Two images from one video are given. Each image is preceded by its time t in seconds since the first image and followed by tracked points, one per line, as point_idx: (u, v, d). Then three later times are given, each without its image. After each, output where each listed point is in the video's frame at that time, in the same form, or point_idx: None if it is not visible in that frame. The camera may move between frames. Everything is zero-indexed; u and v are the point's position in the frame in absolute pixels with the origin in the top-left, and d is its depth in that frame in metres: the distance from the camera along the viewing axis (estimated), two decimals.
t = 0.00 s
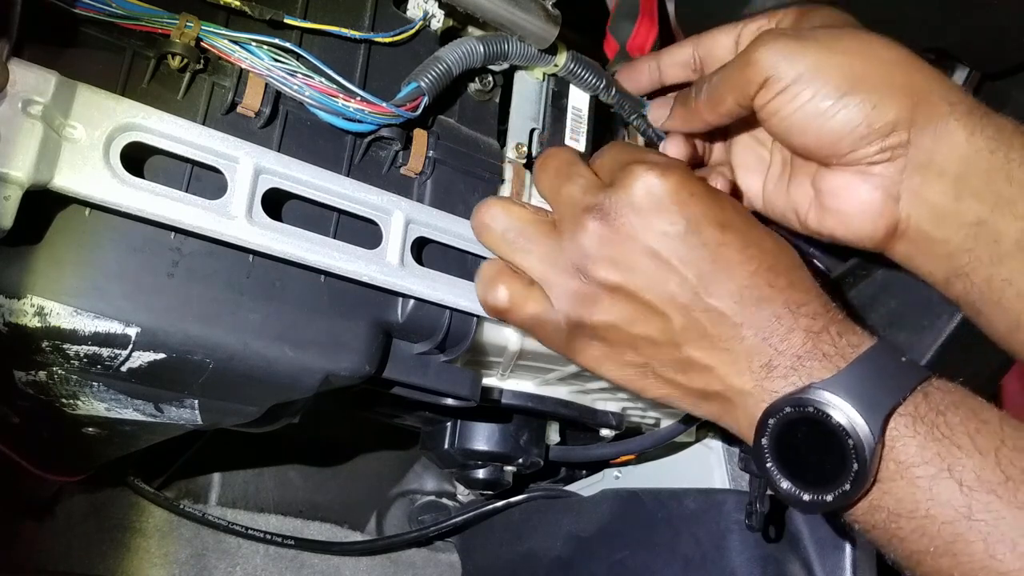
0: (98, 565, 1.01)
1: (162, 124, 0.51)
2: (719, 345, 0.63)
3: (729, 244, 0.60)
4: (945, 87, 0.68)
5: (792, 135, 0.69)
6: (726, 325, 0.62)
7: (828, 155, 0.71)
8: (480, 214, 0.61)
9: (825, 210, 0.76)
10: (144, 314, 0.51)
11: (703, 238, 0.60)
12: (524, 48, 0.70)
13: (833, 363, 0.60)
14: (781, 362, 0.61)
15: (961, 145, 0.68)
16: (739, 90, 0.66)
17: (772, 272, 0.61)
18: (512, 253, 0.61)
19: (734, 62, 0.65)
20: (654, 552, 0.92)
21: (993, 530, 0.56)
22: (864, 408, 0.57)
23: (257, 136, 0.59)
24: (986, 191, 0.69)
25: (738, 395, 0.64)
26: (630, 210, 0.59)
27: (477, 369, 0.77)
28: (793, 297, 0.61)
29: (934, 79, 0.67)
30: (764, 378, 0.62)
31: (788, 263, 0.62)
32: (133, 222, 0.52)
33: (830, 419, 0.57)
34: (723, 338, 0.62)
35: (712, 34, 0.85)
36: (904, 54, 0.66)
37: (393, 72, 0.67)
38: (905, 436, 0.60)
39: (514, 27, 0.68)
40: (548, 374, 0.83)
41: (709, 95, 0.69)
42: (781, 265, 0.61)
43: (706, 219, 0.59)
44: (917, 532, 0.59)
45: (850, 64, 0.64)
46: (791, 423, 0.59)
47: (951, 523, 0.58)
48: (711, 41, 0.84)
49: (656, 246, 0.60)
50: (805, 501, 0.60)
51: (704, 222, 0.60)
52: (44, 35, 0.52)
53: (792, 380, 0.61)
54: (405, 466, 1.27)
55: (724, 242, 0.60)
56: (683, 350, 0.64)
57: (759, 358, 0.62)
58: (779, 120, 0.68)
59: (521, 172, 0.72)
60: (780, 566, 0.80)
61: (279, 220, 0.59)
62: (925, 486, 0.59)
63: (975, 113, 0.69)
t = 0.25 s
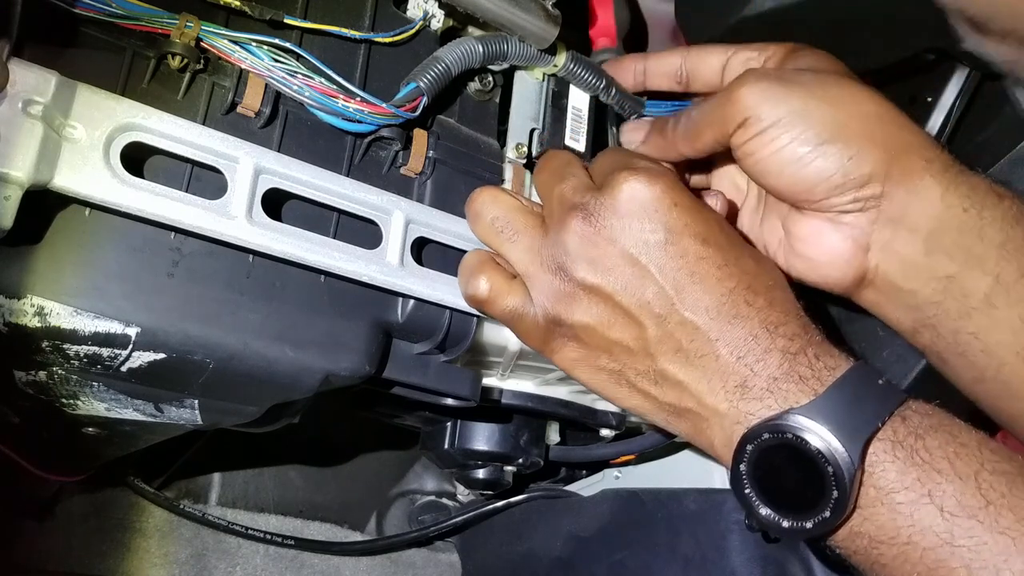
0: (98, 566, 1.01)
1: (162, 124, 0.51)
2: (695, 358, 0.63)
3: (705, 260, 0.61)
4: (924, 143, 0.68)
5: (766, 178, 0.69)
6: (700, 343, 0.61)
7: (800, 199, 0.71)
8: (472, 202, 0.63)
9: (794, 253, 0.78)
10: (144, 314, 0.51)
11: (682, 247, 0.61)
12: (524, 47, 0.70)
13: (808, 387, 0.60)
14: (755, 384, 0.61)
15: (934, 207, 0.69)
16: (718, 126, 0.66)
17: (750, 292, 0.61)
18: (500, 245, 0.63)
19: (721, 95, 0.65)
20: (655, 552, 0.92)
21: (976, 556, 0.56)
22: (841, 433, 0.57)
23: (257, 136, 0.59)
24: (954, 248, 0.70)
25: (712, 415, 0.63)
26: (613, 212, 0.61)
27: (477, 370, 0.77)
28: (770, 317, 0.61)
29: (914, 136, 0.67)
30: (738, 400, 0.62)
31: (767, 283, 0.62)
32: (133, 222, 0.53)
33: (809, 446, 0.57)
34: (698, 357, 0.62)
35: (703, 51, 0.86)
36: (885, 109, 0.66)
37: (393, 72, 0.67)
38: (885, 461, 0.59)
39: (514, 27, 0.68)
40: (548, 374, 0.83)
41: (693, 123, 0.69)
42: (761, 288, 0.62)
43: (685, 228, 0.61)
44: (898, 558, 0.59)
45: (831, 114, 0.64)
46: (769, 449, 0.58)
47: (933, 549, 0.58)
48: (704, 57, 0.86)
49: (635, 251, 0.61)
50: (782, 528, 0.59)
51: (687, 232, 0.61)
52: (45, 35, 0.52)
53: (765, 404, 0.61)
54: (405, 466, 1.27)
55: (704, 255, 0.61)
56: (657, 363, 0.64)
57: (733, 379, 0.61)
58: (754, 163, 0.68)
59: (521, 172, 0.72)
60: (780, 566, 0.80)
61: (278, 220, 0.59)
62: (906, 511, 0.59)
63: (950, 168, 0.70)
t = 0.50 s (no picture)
0: (98, 566, 1.01)
1: (162, 124, 0.51)
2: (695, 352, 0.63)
3: (706, 254, 0.61)
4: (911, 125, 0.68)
5: (758, 165, 0.68)
6: (704, 336, 0.62)
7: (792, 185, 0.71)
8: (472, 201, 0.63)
9: (792, 237, 0.78)
10: (144, 314, 0.51)
11: (681, 241, 0.61)
12: (524, 48, 0.70)
13: (814, 380, 0.60)
14: (760, 377, 0.61)
15: (927, 185, 0.69)
16: (706, 113, 0.65)
17: (752, 285, 0.61)
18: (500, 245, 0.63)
19: (704, 80, 0.64)
20: (655, 552, 0.93)
21: (982, 549, 0.56)
22: (848, 426, 0.57)
23: (257, 136, 0.59)
24: (947, 227, 0.71)
25: (717, 408, 0.64)
26: (613, 211, 0.62)
27: (477, 369, 0.77)
28: (773, 310, 0.61)
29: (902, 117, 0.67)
30: (742, 393, 0.62)
31: (771, 276, 0.63)
32: (133, 222, 0.53)
33: (815, 439, 0.56)
34: (702, 350, 0.63)
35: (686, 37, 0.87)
36: (869, 90, 0.66)
37: (393, 72, 0.67)
38: (890, 453, 0.60)
39: (514, 27, 0.68)
40: (548, 373, 0.83)
41: (676, 116, 0.68)
42: (763, 281, 0.62)
43: (684, 222, 0.61)
44: (903, 551, 0.60)
45: (818, 99, 0.63)
46: (774, 441, 0.58)
47: (937, 542, 0.58)
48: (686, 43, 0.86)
49: (635, 247, 0.62)
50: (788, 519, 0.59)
51: (686, 227, 0.61)
52: (45, 35, 0.52)
53: (769, 396, 0.61)
54: (405, 466, 1.27)
55: (705, 249, 0.61)
56: (662, 355, 0.64)
57: (737, 373, 0.62)
58: (747, 151, 0.67)
59: (521, 172, 0.72)
60: (780, 566, 0.81)
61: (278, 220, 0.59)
62: (911, 504, 0.59)
63: (942, 149, 0.69)
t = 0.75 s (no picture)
0: (98, 566, 1.01)
1: (162, 124, 0.51)
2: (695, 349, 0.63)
3: (700, 246, 0.61)
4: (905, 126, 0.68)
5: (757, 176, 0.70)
6: (700, 330, 0.62)
7: (792, 194, 0.72)
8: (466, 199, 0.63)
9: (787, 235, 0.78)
10: (144, 314, 0.51)
11: (673, 233, 0.61)
12: (524, 48, 0.70)
13: (813, 375, 0.60)
14: (758, 372, 0.61)
15: (921, 186, 0.70)
16: (707, 134, 0.66)
17: (746, 278, 0.62)
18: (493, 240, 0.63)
19: (701, 100, 0.65)
20: (655, 552, 0.93)
21: (988, 552, 0.56)
22: (850, 424, 0.57)
23: (257, 136, 0.59)
24: (942, 229, 0.71)
25: (715, 405, 0.64)
26: (603, 203, 0.62)
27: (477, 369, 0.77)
28: (769, 304, 0.61)
29: (894, 122, 0.67)
30: (741, 389, 0.62)
31: (766, 269, 0.63)
32: (133, 222, 0.53)
33: (816, 438, 0.56)
34: (698, 345, 0.62)
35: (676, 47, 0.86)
36: (863, 95, 0.66)
37: (393, 72, 0.67)
38: (896, 454, 0.60)
39: (514, 27, 0.68)
40: (548, 373, 0.83)
41: (675, 133, 0.68)
42: (757, 274, 0.62)
43: (675, 213, 0.61)
44: (907, 554, 0.59)
45: (809, 108, 0.64)
46: (776, 441, 0.58)
47: (944, 545, 0.58)
48: (671, 52, 0.85)
49: (626, 239, 0.62)
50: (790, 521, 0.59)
51: (679, 219, 0.61)
52: (45, 35, 0.52)
53: (769, 393, 0.61)
54: (405, 466, 1.27)
55: (698, 241, 0.61)
56: (656, 352, 0.64)
57: (734, 368, 0.61)
58: (743, 162, 0.69)
59: (521, 172, 0.72)
60: (780, 566, 0.81)
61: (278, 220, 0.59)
62: (916, 506, 0.59)
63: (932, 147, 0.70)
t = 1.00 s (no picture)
0: (98, 566, 1.01)
1: (162, 124, 0.51)
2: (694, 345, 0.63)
3: (708, 256, 0.61)
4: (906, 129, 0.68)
5: (758, 179, 0.71)
6: (703, 338, 0.62)
7: (792, 198, 0.73)
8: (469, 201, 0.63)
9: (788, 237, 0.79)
10: (144, 313, 0.51)
11: (684, 243, 0.61)
12: (524, 48, 0.70)
13: (811, 382, 0.60)
14: (759, 379, 0.61)
15: (919, 191, 0.70)
16: (712, 138, 0.67)
17: (751, 287, 0.62)
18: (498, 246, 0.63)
19: (706, 105, 0.66)
20: (654, 552, 0.93)
21: (980, 552, 0.56)
22: (847, 427, 0.57)
23: (257, 136, 0.59)
24: (939, 234, 0.71)
25: (714, 411, 0.63)
26: (616, 210, 0.62)
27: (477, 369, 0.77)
28: (772, 313, 0.61)
29: (896, 126, 0.67)
30: (741, 395, 0.62)
31: (769, 278, 0.63)
32: (133, 222, 0.53)
33: (813, 440, 0.57)
34: (701, 351, 0.62)
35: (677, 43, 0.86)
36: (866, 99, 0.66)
37: (393, 72, 0.67)
38: (890, 456, 0.60)
39: (514, 27, 0.68)
40: (548, 373, 0.83)
41: (679, 138, 0.69)
42: (761, 283, 0.62)
43: (687, 223, 0.61)
44: (901, 555, 0.59)
45: (809, 114, 0.65)
46: (773, 443, 0.58)
47: (936, 545, 0.57)
48: (675, 48, 0.85)
49: (636, 247, 0.62)
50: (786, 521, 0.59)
51: (688, 227, 0.61)
52: (45, 35, 0.52)
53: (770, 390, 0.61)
54: (405, 466, 1.27)
55: (706, 250, 0.61)
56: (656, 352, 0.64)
57: (736, 374, 0.61)
58: (744, 164, 0.69)
59: (521, 172, 0.72)
60: (780, 566, 0.81)
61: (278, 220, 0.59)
62: (910, 507, 0.59)
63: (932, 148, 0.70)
